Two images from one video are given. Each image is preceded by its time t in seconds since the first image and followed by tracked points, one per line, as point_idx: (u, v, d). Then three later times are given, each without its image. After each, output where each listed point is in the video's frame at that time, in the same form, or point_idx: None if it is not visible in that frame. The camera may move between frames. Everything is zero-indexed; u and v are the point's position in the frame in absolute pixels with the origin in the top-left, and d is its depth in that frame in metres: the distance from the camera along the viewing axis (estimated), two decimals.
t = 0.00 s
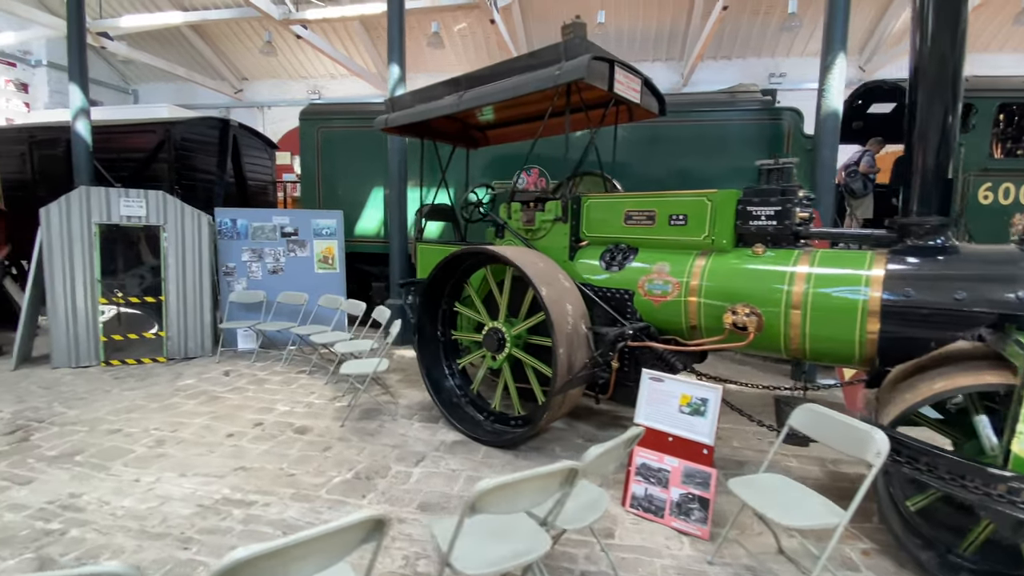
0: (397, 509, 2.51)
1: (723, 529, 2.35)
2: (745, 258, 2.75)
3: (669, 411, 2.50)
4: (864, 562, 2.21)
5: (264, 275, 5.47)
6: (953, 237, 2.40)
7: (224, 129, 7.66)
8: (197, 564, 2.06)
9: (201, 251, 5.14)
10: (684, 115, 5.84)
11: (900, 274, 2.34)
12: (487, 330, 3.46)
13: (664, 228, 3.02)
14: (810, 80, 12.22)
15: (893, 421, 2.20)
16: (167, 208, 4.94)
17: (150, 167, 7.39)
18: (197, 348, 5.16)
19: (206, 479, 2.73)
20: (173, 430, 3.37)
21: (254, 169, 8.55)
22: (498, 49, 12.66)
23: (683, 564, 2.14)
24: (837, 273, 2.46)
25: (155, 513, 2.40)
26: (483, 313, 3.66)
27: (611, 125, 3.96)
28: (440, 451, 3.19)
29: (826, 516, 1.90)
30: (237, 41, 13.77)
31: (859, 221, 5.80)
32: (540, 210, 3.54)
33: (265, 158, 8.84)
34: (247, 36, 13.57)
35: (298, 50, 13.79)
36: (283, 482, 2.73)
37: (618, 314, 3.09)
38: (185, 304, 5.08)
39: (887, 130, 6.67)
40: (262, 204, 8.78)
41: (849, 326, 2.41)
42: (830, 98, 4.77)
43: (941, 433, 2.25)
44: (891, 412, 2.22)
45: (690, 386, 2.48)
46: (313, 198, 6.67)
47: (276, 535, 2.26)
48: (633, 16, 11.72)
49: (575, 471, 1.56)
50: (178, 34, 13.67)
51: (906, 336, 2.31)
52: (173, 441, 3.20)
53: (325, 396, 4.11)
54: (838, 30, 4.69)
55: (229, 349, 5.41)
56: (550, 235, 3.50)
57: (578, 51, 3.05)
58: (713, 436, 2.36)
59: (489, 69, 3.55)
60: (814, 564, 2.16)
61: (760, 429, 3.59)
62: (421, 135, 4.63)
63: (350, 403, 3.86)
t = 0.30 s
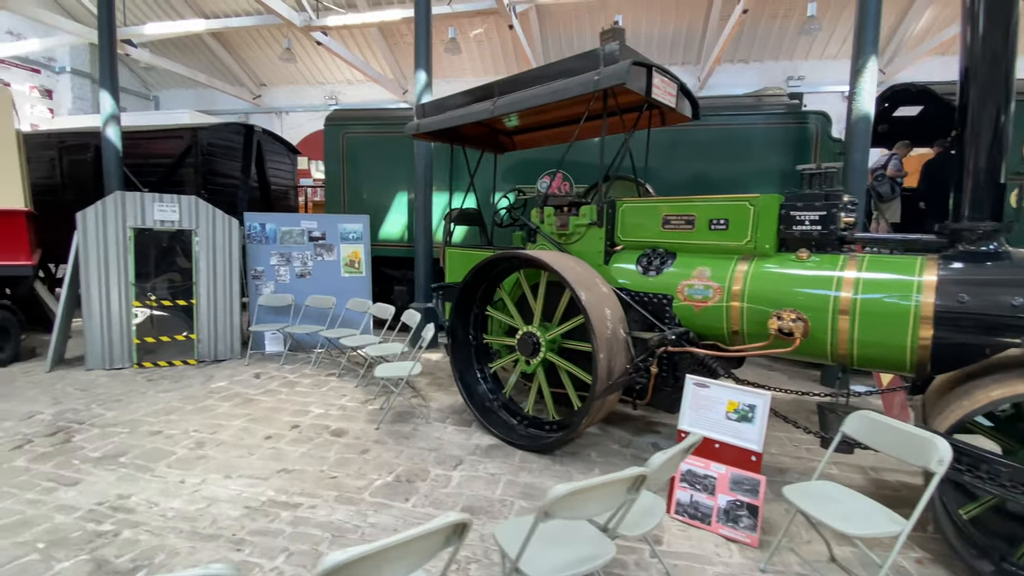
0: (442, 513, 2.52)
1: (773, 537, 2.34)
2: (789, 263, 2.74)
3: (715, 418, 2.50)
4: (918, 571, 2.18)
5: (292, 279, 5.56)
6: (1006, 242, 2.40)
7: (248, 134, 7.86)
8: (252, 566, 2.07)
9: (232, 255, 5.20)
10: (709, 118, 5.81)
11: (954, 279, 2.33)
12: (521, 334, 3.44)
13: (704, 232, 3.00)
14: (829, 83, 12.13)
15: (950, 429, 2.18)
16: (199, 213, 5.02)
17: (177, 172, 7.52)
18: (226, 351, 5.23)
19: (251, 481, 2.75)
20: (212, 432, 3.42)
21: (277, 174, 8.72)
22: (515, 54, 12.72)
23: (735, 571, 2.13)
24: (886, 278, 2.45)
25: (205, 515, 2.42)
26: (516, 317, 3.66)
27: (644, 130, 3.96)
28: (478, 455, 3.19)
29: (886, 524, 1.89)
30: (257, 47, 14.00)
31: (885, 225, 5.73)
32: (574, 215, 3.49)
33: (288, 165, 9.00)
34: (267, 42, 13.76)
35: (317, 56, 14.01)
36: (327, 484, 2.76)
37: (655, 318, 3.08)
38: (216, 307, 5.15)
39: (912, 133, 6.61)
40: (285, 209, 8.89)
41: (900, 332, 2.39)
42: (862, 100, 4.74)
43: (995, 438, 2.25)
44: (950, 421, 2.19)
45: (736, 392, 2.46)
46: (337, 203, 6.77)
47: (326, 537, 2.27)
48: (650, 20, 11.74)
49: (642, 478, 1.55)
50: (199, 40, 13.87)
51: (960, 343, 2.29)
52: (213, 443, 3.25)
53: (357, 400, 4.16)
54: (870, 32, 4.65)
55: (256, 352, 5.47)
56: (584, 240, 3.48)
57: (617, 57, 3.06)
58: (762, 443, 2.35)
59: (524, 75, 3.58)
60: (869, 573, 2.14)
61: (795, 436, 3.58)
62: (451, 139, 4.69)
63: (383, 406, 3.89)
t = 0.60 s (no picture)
0: (482, 518, 2.51)
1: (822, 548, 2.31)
2: (834, 268, 2.70)
3: (760, 425, 2.46)
4: None
5: (318, 282, 5.62)
6: None
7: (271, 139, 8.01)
8: (299, 569, 2.07)
9: (260, 259, 5.25)
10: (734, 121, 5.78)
11: (1009, 284, 2.29)
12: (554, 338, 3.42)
13: (744, 236, 2.98)
14: (849, 85, 11.98)
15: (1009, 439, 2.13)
16: (229, 217, 5.07)
17: (203, 177, 7.61)
18: (253, 353, 5.28)
19: (289, 484, 2.76)
20: (247, 433, 3.45)
21: (299, 178, 8.83)
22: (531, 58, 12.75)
23: None
24: (936, 284, 2.42)
25: (248, 518, 2.43)
26: (547, 321, 3.64)
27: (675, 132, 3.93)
28: (511, 460, 3.16)
29: (947, 535, 1.85)
30: (276, 52, 14.20)
31: (914, 229, 5.63)
32: (607, 218, 3.48)
33: (309, 169, 9.11)
34: (286, 48, 13.95)
35: (336, 61, 14.19)
36: (365, 488, 2.76)
37: (693, 323, 3.05)
38: (244, 309, 5.20)
39: (940, 135, 6.50)
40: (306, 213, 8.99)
41: (951, 338, 2.37)
42: (896, 102, 4.67)
43: None
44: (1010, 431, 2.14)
45: (782, 399, 2.42)
46: (362, 206, 6.89)
47: (370, 541, 2.27)
48: (667, 22, 11.70)
49: (707, 487, 1.52)
50: (219, 46, 14.06)
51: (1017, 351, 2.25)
52: (249, 445, 3.28)
53: (386, 403, 4.18)
54: (903, 33, 4.58)
55: (282, 355, 5.52)
56: (616, 243, 3.45)
57: (655, 60, 3.04)
58: (810, 452, 2.30)
59: (556, 80, 3.57)
60: None
61: (831, 443, 3.52)
62: (478, 143, 4.71)
63: (413, 410, 3.90)
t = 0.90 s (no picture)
0: (526, 526, 2.45)
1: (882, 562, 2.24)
2: (886, 271, 2.63)
3: (814, 434, 2.41)
4: None
5: (343, 284, 5.67)
6: None
7: (295, 143, 8.08)
8: None
9: (288, 261, 5.27)
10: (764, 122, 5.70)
11: None
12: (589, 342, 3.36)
13: (790, 239, 2.92)
14: (872, 86, 11.77)
15: None
16: (258, 220, 5.09)
17: (228, 180, 7.70)
18: (281, 355, 5.31)
19: (328, 488, 2.74)
20: (282, 436, 3.45)
21: (321, 182, 8.90)
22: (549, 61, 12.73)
23: None
24: (1000, 288, 2.34)
25: (291, 523, 2.40)
26: (581, 325, 3.58)
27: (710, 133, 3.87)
28: (549, 467, 3.11)
29: None
30: (296, 57, 14.35)
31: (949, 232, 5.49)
32: (644, 221, 3.42)
33: (330, 172, 9.17)
34: (305, 53, 14.13)
35: (354, 65, 14.31)
36: (404, 493, 2.73)
37: (736, 328, 2.99)
38: (272, 311, 5.22)
39: (974, 136, 6.35)
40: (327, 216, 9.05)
41: (1016, 344, 2.29)
42: (935, 103, 4.56)
43: None
44: None
45: (837, 407, 2.36)
46: (386, 209, 6.91)
47: (416, 548, 2.23)
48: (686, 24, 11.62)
49: (784, 499, 1.48)
50: (240, 52, 14.23)
51: None
52: (285, 448, 3.27)
53: (416, 406, 4.16)
54: (944, 32, 4.47)
55: (309, 357, 5.55)
56: (654, 246, 3.40)
57: (697, 59, 2.98)
58: (869, 462, 2.25)
59: (591, 81, 3.52)
60: None
61: (875, 452, 3.43)
62: (507, 146, 4.68)
63: (444, 414, 3.87)
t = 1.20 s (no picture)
0: (573, 537, 2.40)
1: None
2: (943, 279, 2.56)
3: (872, 447, 2.35)
4: None
5: (370, 288, 5.72)
6: None
7: (318, 147, 8.14)
8: None
9: (317, 264, 5.29)
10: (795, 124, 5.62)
11: None
12: (627, 349, 3.30)
13: (839, 245, 2.87)
14: (897, 86, 11.56)
15: None
16: (287, 224, 5.12)
17: (253, 184, 7.78)
18: (308, 359, 5.34)
19: (369, 495, 2.72)
20: (317, 441, 3.45)
21: (343, 186, 8.95)
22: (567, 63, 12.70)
23: None
24: None
25: (336, 531, 2.38)
26: (618, 331, 3.51)
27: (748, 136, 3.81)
28: (588, 476, 3.05)
29: None
30: (315, 61, 14.50)
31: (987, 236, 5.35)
32: (683, 225, 3.35)
33: (351, 176, 9.23)
34: (324, 57, 14.28)
35: (373, 69, 14.42)
36: (445, 501, 2.69)
37: (782, 335, 2.93)
38: (300, 315, 5.26)
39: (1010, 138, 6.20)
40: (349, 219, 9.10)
41: None
42: (975, 104, 4.44)
43: None
44: None
45: (895, 418, 2.28)
46: (409, 213, 6.92)
47: (464, 560, 2.19)
48: (707, 25, 11.52)
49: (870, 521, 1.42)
50: (260, 57, 14.39)
51: None
52: (321, 453, 3.27)
53: (446, 411, 4.14)
54: (985, 31, 4.35)
55: (335, 361, 5.59)
56: (694, 251, 3.34)
57: (743, 61, 2.93)
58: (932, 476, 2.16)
59: (630, 83, 3.47)
60: None
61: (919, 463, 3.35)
62: (537, 149, 4.66)
63: (477, 419, 3.85)
